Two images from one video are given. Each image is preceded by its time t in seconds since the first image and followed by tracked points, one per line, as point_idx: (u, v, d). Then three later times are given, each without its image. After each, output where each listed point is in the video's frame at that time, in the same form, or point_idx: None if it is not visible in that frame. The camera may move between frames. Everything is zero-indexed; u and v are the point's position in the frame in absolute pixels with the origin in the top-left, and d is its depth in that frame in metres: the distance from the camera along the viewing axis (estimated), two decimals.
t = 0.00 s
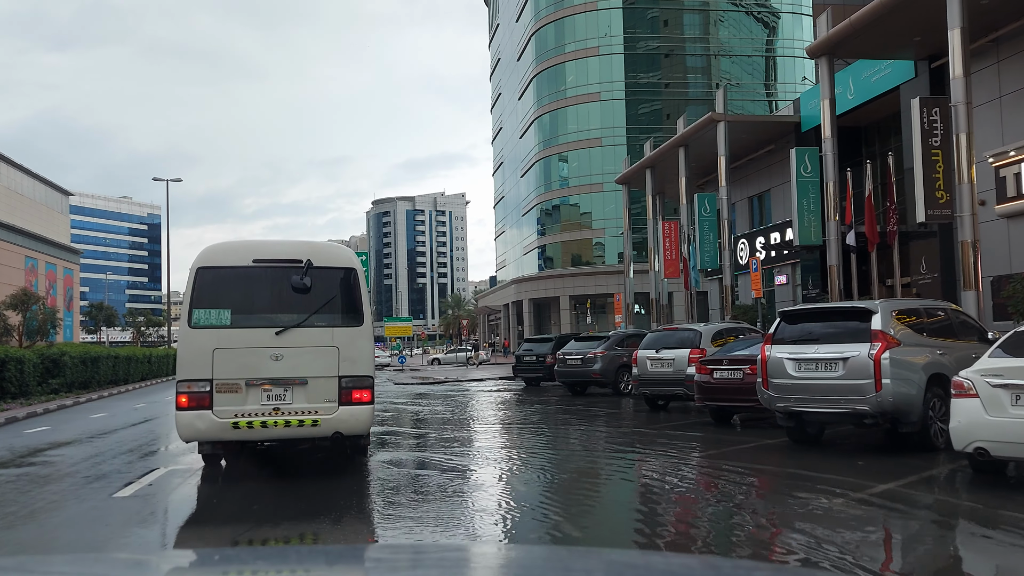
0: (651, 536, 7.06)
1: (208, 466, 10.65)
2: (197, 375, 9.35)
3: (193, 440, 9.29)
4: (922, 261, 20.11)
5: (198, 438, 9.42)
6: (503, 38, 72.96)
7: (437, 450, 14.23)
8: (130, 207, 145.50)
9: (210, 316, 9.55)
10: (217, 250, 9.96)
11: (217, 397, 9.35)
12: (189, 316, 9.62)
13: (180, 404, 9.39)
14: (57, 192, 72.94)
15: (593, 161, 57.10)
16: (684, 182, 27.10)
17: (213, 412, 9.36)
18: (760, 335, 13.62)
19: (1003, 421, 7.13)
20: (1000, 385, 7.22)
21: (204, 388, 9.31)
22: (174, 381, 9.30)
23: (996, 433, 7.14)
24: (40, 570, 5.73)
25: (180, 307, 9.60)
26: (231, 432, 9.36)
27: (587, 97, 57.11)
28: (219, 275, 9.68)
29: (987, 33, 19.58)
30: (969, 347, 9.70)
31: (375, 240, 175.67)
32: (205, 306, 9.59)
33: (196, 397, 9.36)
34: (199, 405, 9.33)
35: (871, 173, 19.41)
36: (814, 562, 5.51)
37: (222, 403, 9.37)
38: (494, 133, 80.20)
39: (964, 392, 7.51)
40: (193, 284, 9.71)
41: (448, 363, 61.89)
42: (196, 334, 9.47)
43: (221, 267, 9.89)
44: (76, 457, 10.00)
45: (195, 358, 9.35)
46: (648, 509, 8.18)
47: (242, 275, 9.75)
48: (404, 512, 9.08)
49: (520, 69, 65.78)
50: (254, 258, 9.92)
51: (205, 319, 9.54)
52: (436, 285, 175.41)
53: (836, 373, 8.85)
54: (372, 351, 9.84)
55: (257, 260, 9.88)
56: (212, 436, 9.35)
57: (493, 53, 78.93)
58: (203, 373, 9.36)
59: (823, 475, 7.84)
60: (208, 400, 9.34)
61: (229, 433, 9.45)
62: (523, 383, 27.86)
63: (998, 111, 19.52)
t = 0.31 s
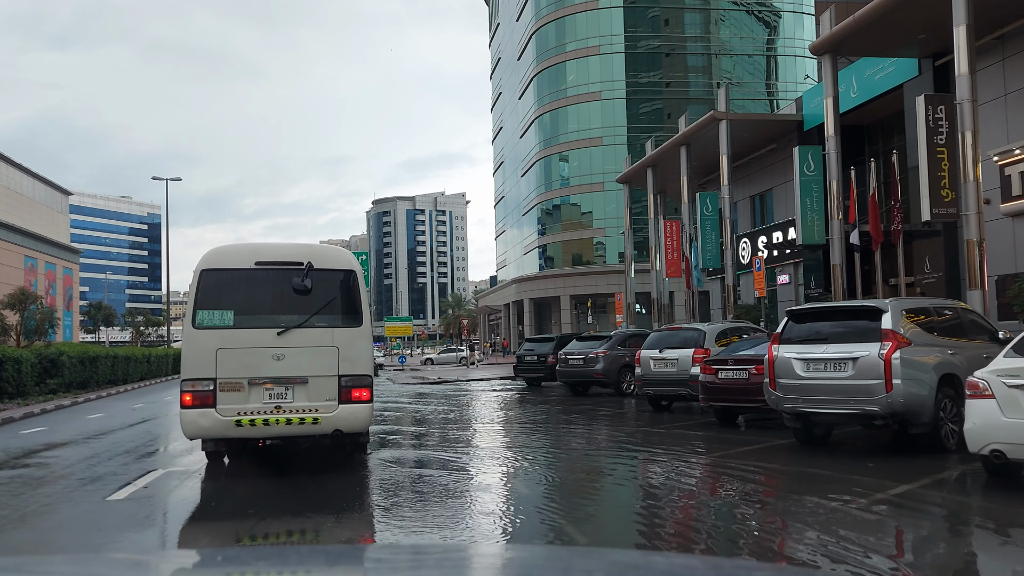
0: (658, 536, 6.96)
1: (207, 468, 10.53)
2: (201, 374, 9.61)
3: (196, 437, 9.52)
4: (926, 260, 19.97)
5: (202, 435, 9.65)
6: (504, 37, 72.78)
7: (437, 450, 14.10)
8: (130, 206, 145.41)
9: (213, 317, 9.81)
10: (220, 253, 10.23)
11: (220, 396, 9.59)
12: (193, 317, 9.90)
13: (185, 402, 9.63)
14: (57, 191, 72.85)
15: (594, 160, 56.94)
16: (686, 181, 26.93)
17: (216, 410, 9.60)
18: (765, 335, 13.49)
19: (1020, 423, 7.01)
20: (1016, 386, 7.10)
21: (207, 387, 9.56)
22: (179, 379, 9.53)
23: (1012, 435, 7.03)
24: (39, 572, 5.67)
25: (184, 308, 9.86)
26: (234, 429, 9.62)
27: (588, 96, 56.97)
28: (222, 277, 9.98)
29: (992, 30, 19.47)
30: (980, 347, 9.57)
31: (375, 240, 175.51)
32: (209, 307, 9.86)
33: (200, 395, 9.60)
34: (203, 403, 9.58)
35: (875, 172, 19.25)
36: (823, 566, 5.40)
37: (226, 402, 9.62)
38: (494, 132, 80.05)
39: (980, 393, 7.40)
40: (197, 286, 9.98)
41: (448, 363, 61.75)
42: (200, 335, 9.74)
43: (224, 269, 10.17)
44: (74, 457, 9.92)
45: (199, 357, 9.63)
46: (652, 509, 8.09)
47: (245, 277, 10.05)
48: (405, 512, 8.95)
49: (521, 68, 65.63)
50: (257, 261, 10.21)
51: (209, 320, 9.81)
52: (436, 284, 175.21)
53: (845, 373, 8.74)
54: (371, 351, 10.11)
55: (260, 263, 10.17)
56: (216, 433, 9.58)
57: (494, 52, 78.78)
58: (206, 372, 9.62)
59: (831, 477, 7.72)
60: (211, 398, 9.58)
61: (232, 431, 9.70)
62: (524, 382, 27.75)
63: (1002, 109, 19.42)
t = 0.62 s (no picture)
0: (663, 537, 6.83)
1: (206, 469, 10.39)
2: (204, 374, 9.55)
3: (199, 436, 9.43)
4: (930, 259, 19.85)
5: (205, 434, 9.57)
6: (504, 36, 72.62)
7: (437, 450, 13.99)
8: (130, 207, 145.37)
9: (216, 317, 9.74)
10: (221, 254, 10.15)
11: (222, 395, 9.51)
12: (196, 318, 9.84)
13: (187, 401, 9.55)
14: (56, 191, 72.71)
15: (594, 160, 56.80)
16: (688, 180, 26.75)
17: (219, 409, 9.54)
18: (769, 335, 13.36)
19: None
20: None
21: (210, 385, 9.49)
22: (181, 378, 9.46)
23: None
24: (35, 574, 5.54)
25: (187, 309, 9.79)
26: (237, 428, 9.51)
27: (589, 95, 56.81)
28: (223, 278, 9.89)
29: (998, 27, 19.37)
30: (991, 347, 9.46)
31: (375, 240, 175.42)
32: (211, 307, 9.81)
33: (203, 394, 9.51)
34: (205, 403, 9.52)
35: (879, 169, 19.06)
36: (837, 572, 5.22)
37: (228, 401, 9.53)
38: (494, 132, 79.93)
39: (998, 394, 7.26)
40: (199, 287, 9.91)
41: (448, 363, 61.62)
42: (203, 334, 9.68)
43: (226, 271, 10.10)
44: (69, 459, 9.78)
45: (201, 357, 9.56)
46: (656, 510, 7.96)
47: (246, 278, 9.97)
48: (406, 511, 8.84)
49: (521, 67, 65.50)
50: (258, 263, 10.13)
51: (211, 320, 9.73)
52: (436, 284, 175.12)
53: (856, 374, 8.60)
54: (371, 351, 10.02)
55: (261, 264, 10.09)
56: (219, 432, 9.50)
57: (494, 51, 78.68)
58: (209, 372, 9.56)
59: (840, 479, 7.59)
60: (214, 397, 9.51)
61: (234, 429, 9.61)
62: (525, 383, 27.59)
63: (1007, 107, 19.31)
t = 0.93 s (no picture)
0: (666, 539, 6.71)
1: (204, 471, 10.25)
2: (206, 373, 9.68)
3: (201, 434, 9.56)
4: (935, 258, 19.71)
5: (207, 432, 9.67)
6: (505, 35, 72.42)
7: (436, 450, 13.84)
8: (130, 207, 145.13)
9: (218, 318, 9.85)
10: (223, 256, 10.25)
11: (224, 394, 9.63)
12: (198, 319, 9.95)
13: (190, 400, 9.67)
14: (55, 191, 72.42)
15: (595, 159, 56.63)
16: (689, 179, 26.57)
17: (221, 408, 9.65)
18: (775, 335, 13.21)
19: None
20: None
21: (212, 384, 9.62)
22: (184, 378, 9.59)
23: None
24: None
25: (190, 310, 9.91)
26: (239, 427, 9.64)
27: (590, 94, 56.64)
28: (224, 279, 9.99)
29: (1005, 23, 19.21)
30: (1005, 346, 9.31)
31: (375, 240, 175.21)
32: (214, 308, 9.92)
33: (205, 393, 9.65)
34: (207, 402, 9.62)
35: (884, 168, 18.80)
36: None
37: (230, 400, 9.66)
38: (494, 131, 79.74)
39: (1018, 395, 7.08)
40: (201, 288, 10.03)
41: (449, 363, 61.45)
42: (206, 335, 9.81)
43: (227, 272, 10.20)
44: (64, 461, 9.67)
45: (204, 357, 9.68)
46: (659, 512, 7.82)
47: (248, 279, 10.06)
48: (407, 511, 8.71)
49: (522, 66, 65.31)
50: (260, 264, 10.24)
51: (214, 321, 9.85)
52: (436, 284, 174.93)
53: (869, 374, 8.45)
54: (371, 350, 10.13)
55: (263, 266, 10.18)
56: (221, 430, 9.61)
57: (494, 50, 78.48)
58: (211, 371, 9.68)
59: (848, 483, 7.45)
60: (216, 396, 9.62)
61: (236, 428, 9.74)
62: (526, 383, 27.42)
63: (1014, 104, 19.16)
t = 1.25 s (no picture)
0: (671, 541, 6.54)
1: (199, 474, 10.03)
2: (209, 372, 10.21)
3: (204, 431, 10.10)
4: (942, 257, 19.50)
5: (209, 430, 10.22)
6: (506, 33, 72.13)
7: (437, 450, 13.65)
8: (129, 206, 144.74)
9: (220, 318, 10.35)
10: (225, 258, 10.76)
11: (226, 393, 10.15)
12: (201, 319, 10.45)
13: (193, 399, 10.20)
14: (54, 190, 72.05)
15: (596, 158, 56.43)
16: (692, 177, 26.36)
17: (223, 405, 10.17)
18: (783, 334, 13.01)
19: None
20: None
21: (215, 384, 10.14)
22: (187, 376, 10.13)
23: None
24: None
25: (193, 311, 10.43)
26: (240, 424, 10.19)
27: (591, 92, 56.45)
28: (227, 280, 10.50)
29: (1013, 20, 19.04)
30: None
31: (375, 239, 174.86)
32: (216, 309, 10.43)
33: (207, 392, 10.17)
34: (210, 400, 10.16)
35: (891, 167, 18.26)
36: None
37: (232, 398, 10.18)
38: (495, 131, 79.49)
39: None
40: (204, 289, 10.54)
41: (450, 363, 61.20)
42: (207, 334, 10.32)
43: (229, 273, 10.70)
44: (57, 463, 9.52)
45: (206, 357, 10.20)
46: (660, 514, 7.68)
47: (249, 279, 10.58)
48: (406, 511, 8.55)
49: (523, 65, 65.04)
50: (261, 266, 10.77)
51: (215, 321, 10.36)
52: (437, 284, 174.57)
53: (886, 375, 8.26)
54: (369, 351, 10.68)
55: (263, 267, 10.72)
56: (223, 427, 10.16)
57: (495, 49, 78.17)
58: (214, 370, 10.21)
59: (863, 488, 7.23)
60: (218, 395, 10.15)
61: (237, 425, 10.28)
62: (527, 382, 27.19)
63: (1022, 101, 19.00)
